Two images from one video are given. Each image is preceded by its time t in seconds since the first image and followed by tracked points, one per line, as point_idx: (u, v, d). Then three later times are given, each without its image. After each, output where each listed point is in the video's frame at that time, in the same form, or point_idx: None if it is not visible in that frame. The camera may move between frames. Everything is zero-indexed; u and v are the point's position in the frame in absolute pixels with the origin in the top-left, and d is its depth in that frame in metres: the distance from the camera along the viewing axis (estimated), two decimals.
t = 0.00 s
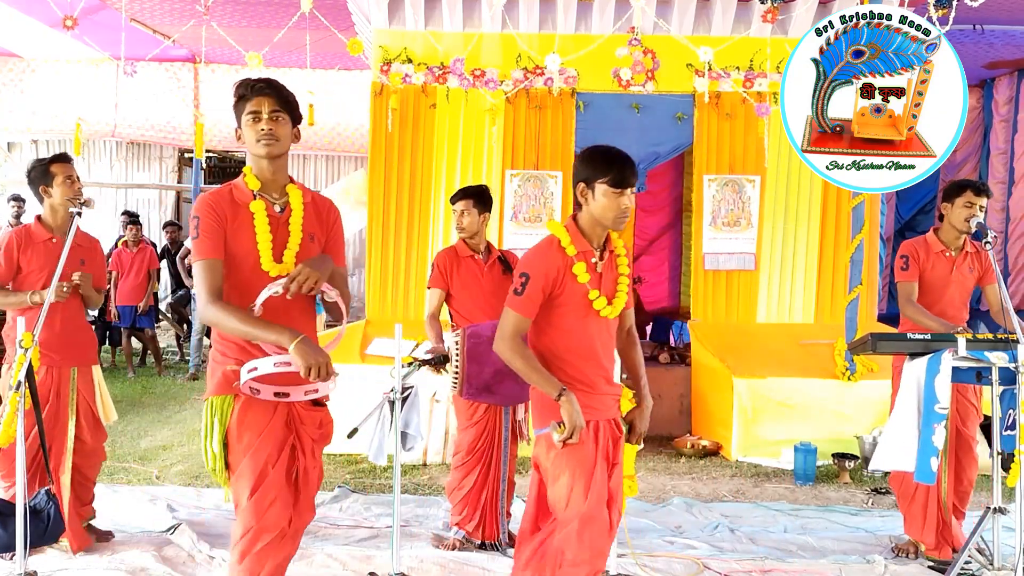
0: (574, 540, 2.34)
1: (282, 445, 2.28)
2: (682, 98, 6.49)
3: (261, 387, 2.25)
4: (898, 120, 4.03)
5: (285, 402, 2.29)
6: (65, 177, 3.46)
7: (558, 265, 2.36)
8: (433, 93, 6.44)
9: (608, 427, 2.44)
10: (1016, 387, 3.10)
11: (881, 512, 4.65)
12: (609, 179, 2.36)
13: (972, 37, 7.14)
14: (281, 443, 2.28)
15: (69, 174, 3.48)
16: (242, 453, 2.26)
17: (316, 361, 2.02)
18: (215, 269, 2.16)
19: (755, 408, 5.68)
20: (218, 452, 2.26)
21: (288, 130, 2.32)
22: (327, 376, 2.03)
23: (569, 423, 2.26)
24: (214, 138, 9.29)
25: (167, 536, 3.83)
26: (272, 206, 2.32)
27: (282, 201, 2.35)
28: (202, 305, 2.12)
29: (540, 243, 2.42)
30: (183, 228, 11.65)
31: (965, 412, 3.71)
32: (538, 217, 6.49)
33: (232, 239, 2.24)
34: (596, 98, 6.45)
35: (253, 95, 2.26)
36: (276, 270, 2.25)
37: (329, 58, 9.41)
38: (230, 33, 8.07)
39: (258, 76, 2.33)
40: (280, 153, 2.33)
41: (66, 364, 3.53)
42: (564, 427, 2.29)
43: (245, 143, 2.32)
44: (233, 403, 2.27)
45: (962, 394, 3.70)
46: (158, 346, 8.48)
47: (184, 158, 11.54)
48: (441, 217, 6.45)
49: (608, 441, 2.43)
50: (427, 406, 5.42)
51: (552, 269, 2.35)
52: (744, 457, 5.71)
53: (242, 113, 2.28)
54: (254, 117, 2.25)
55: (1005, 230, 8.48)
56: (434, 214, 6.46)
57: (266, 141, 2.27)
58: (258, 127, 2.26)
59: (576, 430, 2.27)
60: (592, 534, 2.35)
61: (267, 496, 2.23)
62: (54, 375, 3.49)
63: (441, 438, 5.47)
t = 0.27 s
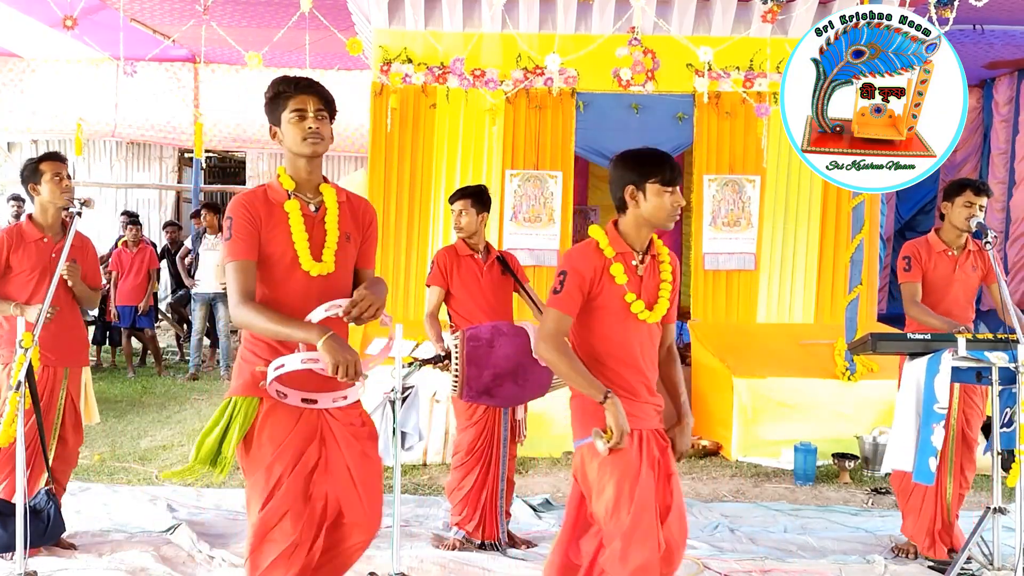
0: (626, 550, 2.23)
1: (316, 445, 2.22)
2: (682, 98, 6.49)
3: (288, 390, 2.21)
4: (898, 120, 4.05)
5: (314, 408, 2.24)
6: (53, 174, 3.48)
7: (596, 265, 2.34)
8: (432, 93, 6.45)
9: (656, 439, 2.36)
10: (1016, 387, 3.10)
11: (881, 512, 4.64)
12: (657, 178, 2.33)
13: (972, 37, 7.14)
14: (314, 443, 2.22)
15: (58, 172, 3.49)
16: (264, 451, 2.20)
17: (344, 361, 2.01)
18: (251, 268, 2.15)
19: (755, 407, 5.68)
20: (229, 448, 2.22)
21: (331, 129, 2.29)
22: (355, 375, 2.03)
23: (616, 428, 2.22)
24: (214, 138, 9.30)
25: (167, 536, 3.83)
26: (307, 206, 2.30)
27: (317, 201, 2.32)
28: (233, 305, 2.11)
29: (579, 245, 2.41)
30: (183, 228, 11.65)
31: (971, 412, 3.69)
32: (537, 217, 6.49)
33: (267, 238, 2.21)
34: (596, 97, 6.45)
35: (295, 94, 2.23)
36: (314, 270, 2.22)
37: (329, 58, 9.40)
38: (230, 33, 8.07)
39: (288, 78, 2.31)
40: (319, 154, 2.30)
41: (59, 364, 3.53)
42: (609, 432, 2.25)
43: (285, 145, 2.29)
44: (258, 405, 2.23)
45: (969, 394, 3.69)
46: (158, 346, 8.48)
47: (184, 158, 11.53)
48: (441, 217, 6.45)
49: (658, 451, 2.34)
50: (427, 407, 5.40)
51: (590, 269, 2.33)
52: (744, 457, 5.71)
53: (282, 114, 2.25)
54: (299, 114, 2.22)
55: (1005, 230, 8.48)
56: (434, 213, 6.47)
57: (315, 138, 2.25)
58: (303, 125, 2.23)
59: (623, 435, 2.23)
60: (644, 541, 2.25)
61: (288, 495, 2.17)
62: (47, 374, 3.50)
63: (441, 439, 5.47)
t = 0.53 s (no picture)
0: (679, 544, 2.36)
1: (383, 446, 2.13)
2: (682, 98, 6.50)
3: (356, 390, 2.09)
4: (898, 120, 4.02)
5: (383, 404, 2.13)
6: (42, 171, 3.39)
7: (665, 265, 2.34)
8: (433, 93, 6.45)
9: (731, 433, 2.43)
10: (1017, 387, 3.11)
11: (881, 512, 4.64)
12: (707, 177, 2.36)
13: (972, 37, 7.14)
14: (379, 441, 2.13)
15: (47, 170, 3.40)
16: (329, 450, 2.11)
17: (402, 369, 1.88)
18: (300, 262, 2.02)
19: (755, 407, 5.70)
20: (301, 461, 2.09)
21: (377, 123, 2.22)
22: (417, 381, 1.91)
23: (693, 436, 2.27)
24: (214, 138, 9.31)
25: (167, 536, 3.83)
26: (352, 197, 2.21)
27: (361, 191, 2.24)
28: (289, 304, 1.98)
29: (640, 243, 2.39)
30: (183, 229, 11.65)
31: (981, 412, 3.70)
32: (538, 217, 6.48)
33: (315, 233, 2.12)
34: (596, 97, 6.46)
35: (347, 87, 2.14)
36: (366, 261, 2.13)
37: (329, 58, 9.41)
38: (230, 33, 8.07)
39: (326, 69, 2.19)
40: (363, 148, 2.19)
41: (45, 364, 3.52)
42: (688, 440, 2.28)
43: (334, 138, 2.18)
44: (328, 409, 2.12)
45: (982, 397, 3.69)
46: (158, 346, 8.47)
47: (184, 159, 11.53)
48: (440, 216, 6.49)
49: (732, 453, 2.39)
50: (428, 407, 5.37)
51: (660, 269, 2.32)
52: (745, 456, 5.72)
53: (335, 106, 2.14)
54: (358, 107, 2.14)
55: (1006, 230, 8.48)
56: (434, 213, 6.51)
57: (372, 132, 2.16)
58: (352, 117, 2.13)
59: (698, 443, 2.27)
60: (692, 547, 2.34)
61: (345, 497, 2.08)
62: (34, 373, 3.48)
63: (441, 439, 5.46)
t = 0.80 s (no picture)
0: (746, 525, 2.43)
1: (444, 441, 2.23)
2: (682, 98, 6.50)
3: (401, 380, 2.22)
4: (898, 120, 4.02)
5: (429, 391, 2.24)
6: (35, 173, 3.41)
7: (686, 275, 2.50)
8: (433, 93, 6.45)
9: (769, 423, 2.54)
10: (1016, 387, 3.10)
11: (881, 512, 4.65)
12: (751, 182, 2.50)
13: (972, 37, 7.14)
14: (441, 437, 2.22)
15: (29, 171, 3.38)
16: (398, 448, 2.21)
17: (429, 348, 1.95)
18: (336, 276, 2.17)
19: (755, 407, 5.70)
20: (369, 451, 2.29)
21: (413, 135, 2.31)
22: (447, 360, 1.96)
23: (717, 423, 2.39)
24: (214, 138, 9.31)
25: (167, 536, 3.83)
26: (382, 206, 2.29)
27: (392, 198, 2.31)
28: (321, 314, 2.13)
29: (665, 256, 2.56)
30: (183, 229, 11.64)
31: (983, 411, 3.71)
32: (538, 217, 6.48)
33: (347, 244, 2.23)
34: (596, 98, 6.46)
35: (391, 101, 2.22)
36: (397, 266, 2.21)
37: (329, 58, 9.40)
38: (230, 32, 8.07)
39: (364, 79, 2.25)
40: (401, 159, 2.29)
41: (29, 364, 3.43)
42: (714, 428, 2.42)
43: (376, 150, 2.26)
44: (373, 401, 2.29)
45: (986, 396, 3.69)
46: (158, 346, 8.47)
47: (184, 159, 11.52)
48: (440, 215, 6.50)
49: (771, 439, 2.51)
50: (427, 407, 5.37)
51: (679, 280, 2.48)
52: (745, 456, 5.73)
53: (380, 119, 2.21)
54: (403, 121, 2.23)
55: (1006, 230, 8.48)
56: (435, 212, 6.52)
57: (413, 145, 2.27)
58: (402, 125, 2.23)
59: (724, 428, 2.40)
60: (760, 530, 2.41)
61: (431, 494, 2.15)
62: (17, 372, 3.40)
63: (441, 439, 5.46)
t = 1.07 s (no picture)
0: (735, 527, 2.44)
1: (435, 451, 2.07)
2: (682, 98, 6.50)
3: (396, 391, 2.16)
4: (898, 120, 4.01)
5: (425, 401, 2.14)
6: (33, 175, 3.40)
7: (679, 283, 2.53)
8: (433, 93, 6.45)
9: (761, 432, 2.50)
10: (1016, 387, 3.10)
11: (881, 512, 4.64)
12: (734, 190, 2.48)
13: (972, 37, 7.13)
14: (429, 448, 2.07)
15: (40, 178, 3.40)
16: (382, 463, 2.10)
17: (413, 361, 1.92)
18: (338, 285, 2.14)
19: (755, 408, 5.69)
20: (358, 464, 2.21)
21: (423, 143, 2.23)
22: (432, 371, 1.94)
23: (700, 442, 2.42)
24: (214, 138, 9.32)
25: (167, 536, 3.83)
26: (385, 213, 2.22)
27: (396, 205, 2.24)
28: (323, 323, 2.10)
29: (662, 262, 2.59)
30: (183, 229, 11.64)
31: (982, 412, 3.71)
32: (537, 217, 6.48)
33: (347, 254, 2.19)
34: (596, 98, 6.46)
35: (401, 107, 2.15)
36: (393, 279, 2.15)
37: (329, 58, 9.40)
38: (230, 33, 8.06)
39: (376, 84, 2.17)
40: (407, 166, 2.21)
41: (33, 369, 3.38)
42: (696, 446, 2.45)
43: (384, 157, 2.19)
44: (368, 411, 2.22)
45: (987, 397, 3.71)
46: (158, 347, 8.47)
47: (184, 159, 11.52)
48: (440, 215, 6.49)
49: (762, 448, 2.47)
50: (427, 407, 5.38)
51: (672, 287, 2.52)
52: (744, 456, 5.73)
53: (390, 126, 2.15)
54: (413, 128, 2.16)
55: (1006, 230, 8.48)
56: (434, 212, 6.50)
57: (422, 153, 2.19)
58: (408, 134, 2.16)
59: (708, 449, 2.42)
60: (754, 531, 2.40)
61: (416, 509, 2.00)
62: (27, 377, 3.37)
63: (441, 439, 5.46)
